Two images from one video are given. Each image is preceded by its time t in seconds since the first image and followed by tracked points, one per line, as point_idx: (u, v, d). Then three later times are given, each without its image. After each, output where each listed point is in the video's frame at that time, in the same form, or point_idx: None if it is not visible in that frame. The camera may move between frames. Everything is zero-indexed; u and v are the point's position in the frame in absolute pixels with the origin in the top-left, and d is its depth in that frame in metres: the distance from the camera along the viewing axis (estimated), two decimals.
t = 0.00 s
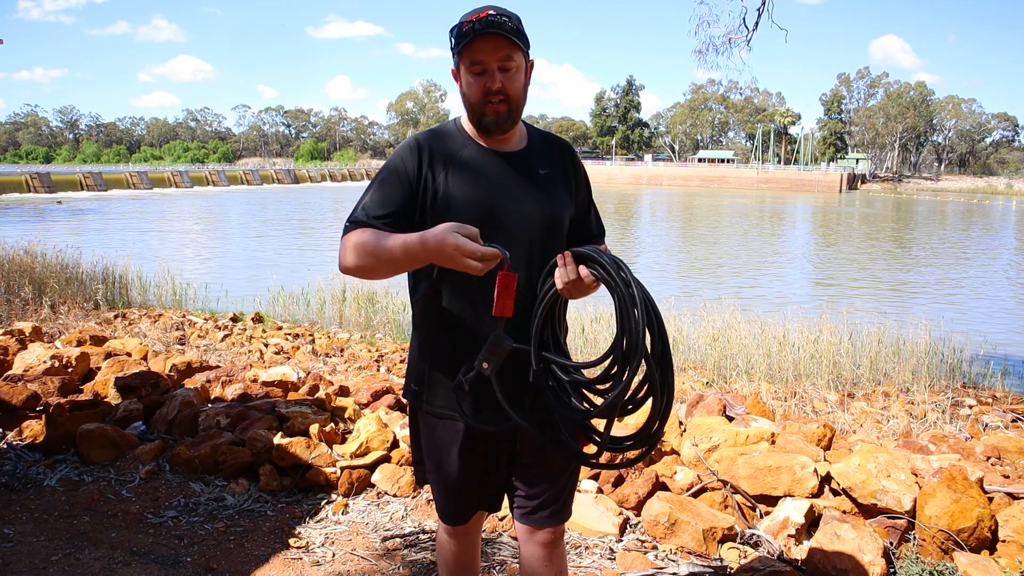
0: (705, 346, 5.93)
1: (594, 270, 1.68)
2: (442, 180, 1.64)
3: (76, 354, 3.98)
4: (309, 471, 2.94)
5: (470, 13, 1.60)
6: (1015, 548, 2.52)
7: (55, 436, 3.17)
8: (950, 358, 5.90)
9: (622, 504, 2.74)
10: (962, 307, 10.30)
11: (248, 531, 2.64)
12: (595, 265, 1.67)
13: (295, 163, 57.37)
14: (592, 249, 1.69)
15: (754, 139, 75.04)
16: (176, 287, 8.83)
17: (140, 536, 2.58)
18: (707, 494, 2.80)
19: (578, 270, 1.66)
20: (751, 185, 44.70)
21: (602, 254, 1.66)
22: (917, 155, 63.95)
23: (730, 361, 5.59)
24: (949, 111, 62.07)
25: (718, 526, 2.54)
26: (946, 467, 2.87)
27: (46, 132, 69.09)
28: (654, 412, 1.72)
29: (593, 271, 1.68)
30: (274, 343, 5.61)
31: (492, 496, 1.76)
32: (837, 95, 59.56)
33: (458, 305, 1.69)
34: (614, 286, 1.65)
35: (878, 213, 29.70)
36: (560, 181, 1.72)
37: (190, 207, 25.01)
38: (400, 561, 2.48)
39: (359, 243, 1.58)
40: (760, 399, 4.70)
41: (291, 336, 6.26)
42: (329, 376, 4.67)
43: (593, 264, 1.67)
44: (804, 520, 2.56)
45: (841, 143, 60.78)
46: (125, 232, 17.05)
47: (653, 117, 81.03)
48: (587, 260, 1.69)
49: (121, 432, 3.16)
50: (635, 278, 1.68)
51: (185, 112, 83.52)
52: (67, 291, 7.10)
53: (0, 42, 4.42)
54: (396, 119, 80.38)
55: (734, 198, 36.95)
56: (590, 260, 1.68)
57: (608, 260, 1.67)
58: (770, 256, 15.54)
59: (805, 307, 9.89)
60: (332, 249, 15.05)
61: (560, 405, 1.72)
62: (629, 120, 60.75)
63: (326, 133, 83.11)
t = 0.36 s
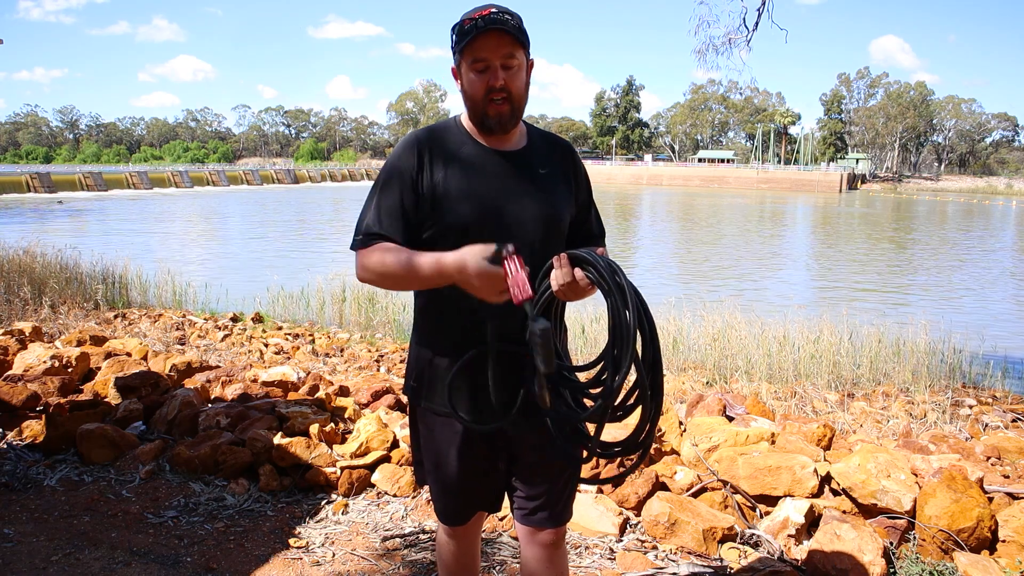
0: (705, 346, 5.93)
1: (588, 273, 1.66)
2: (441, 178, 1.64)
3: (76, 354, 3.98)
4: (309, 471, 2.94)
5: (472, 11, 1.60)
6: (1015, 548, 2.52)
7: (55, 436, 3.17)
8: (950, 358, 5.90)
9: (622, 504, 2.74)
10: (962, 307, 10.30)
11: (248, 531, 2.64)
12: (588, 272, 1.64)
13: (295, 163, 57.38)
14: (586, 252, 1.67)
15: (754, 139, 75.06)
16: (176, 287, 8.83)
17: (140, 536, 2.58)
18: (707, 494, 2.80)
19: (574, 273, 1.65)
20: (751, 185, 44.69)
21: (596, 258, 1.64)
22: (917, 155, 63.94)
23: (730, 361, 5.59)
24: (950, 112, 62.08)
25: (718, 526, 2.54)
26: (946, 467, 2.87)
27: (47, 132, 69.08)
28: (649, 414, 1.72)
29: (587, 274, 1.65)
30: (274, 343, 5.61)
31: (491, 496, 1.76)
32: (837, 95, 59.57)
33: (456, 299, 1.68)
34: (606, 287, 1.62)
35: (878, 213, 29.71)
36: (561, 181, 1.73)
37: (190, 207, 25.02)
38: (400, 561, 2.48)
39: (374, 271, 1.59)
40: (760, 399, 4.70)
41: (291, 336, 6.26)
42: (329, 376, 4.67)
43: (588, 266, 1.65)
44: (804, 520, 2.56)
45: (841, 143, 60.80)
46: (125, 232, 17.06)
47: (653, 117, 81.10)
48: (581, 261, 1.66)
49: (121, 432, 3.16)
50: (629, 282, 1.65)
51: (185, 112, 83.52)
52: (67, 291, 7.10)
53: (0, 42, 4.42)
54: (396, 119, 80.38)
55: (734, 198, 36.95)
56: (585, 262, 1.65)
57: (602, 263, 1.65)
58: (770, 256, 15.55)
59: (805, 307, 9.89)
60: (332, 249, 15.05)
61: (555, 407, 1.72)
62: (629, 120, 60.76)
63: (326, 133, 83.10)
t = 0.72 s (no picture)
0: (705, 346, 5.93)
1: (593, 273, 1.66)
2: (438, 179, 1.64)
3: (76, 354, 3.98)
4: (309, 471, 2.94)
5: (468, 13, 1.60)
6: (1015, 548, 2.52)
7: (55, 436, 3.17)
8: (950, 358, 5.90)
9: (622, 504, 2.74)
10: (962, 307, 10.30)
11: (248, 531, 2.64)
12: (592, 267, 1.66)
13: (295, 163, 57.39)
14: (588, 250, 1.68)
15: (754, 139, 75.08)
16: (176, 287, 8.83)
17: (140, 536, 2.57)
18: (707, 494, 2.80)
19: (578, 273, 1.65)
20: (751, 185, 44.70)
21: (603, 258, 1.65)
22: (917, 155, 63.93)
23: (730, 361, 5.60)
24: (950, 112, 62.10)
25: (718, 526, 2.54)
26: (946, 467, 2.87)
27: (46, 132, 69.04)
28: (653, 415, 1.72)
29: (592, 275, 1.66)
30: (274, 343, 5.61)
31: (493, 497, 1.76)
32: (837, 95, 59.60)
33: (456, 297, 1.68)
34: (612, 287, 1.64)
35: (878, 213, 29.71)
36: (558, 179, 1.72)
37: (191, 207, 25.03)
38: (400, 562, 2.48)
39: (382, 289, 1.63)
40: (760, 398, 4.71)
41: (291, 336, 6.26)
42: (329, 376, 4.67)
43: (593, 266, 1.65)
44: (804, 520, 2.56)
45: (840, 143, 60.80)
46: (125, 233, 17.05)
47: (653, 117, 81.09)
48: (586, 261, 1.67)
49: (121, 432, 3.16)
50: (633, 283, 1.68)
51: (185, 112, 83.52)
52: (67, 291, 7.10)
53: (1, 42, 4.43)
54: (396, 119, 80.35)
55: (734, 198, 36.95)
56: (589, 263, 1.66)
57: (608, 265, 1.65)
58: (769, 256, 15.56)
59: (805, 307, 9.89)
60: (332, 249, 15.05)
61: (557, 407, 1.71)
62: (629, 120, 60.76)
63: (326, 133, 83.08)
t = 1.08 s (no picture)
0: (705, 346, 5.93)
1: (603, 278, 1.68)
2: (437, 178, 1.64)
3: (76, 354, 3.97)
4: (309, 471, 2.94)
5: (469, 14, 1.59)
6: (1015, 548, 2.52)
7: (55, 436, 3.17)
8: (950, 358, 5.90)
9: (622, 504, 2.74)
10: (963, 307, 10.30)
11: (248, 531, 2.64)
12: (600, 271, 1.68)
13: (295, 163, 57.42)
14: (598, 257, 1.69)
15: (754, 139, 75.10)
16: (176, 287, 8.83)
17: (140, 536, 2.58)
18: (707, 494, 2.80)
19: (588, 279, 1.67)
20: (751, 185, 44.71)
21: (613, 264, 1.66)
22: (917, 155, 63.95)
23: (730, 361, 5.59)
24: (949, 111, 62.10)
25: (718, 526, 2.54)
26: (946, 467, 2.87)
27: (47, 132, 69.07)
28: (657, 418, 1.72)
29: (601, 280, 1.68)
30: (274, 343, 5.61)
31: (492, 497, 1.76)
32: (837, 95, 59.63)
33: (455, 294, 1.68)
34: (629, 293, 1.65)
35: (878, 213, 29.72)
36: (558, 181, 1.72)
37: (191, 207, 25.04)
38: (400, 561, 2.48)
39: (375, 281, 1.60)
40: (760, 398, 4.70)
41: (291, 336, 6.26)
42: (329, 376, 4.67)
43: (602, 272, 1.68)
44: (804, 520, 2.56)
45: (840, 143, 60.80)
46: (124, 233, 17.05)
47: (653, 117, 81.09)
48: (596, 267, 1.68)
49: (121, 432, 3.16)
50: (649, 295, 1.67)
51: (185, 113, 83.52)
52: (67, 290, 7.10)
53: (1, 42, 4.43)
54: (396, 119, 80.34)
55: (734, 198, 36.96)
56: (599, 268, 1.68)
57: (620, 271, 1.66)
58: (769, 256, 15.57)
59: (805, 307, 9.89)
60: (332, 249, 15.05)
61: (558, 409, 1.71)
62: (629, 120, 60.79)
63: (326, 133, 83.09)
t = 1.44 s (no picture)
0: (705, 346, 5.93)
1: (610, 285, 1.67)
2: (440, 178, 1.64)
3: (76, 354, 3.98)
4: (309, 471, 2.94)
5: (482, 12, 1.59)
6: (1015, 548, 2.52)
7: (55, 436, 3.17)
8: (950, 359, 5.90)
9: (622, 504, 2.74)
10: (963, 307, 10.29)
11: (248, 531, 2.64)
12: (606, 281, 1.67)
13: (295, 163, 57.45)
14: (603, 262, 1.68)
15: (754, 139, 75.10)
16: (176, 287, 8.83)
17: (140, 536, 2.58)
18: (707, 494, 2.80)
19: (595, 285, 1.66)
20: (751, 185, 44.71)
21: (623, 272, 1.64)
22: (917, 155, 63.96)
23: (730, 361, 5.59)
24: (950, 111, 62.08)
25: (718, 526, 2.54)
26: (946, 467, 2.87)
27: (47, 132, 69.07)
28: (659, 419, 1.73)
29: (609, 287, 1.67)
30: (274, 343, 5.61)
31: (491, 497, 1.76)
32: (837, 95, 59.65)
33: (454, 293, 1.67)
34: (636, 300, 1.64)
35: (879, 213, 29.72)
36: (558, 182, 1.73)
37: (191, 207, 25.05)
38: (400, 561, 2.48)
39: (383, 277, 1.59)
40: (760, 398, 4.71)
41: (291, 335, 6.26)
42: (329, 376, 4.67)
43: (610, 278, 1.66)
44: (804, 520, 2.55)
45: (841, 143, 60.82)
46: (124, 233, 17.05)
47: (654, 117, 81.08)
48: (603, 273, 1.67)
49: (121, 432, 3.16)
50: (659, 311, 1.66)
51: (185, 113, 83.52)
52: (67, 290, 7.10)
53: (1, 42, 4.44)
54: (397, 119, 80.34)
55: (734, 198, 36.96)
56: (608, 274, 1.66)
57: (629, 279, 1.64)
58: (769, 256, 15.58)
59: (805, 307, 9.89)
60: (332, 249, 15.04)
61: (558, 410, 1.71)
62: (629, 120, 60.83)
63: (326, 133, 83.13)
